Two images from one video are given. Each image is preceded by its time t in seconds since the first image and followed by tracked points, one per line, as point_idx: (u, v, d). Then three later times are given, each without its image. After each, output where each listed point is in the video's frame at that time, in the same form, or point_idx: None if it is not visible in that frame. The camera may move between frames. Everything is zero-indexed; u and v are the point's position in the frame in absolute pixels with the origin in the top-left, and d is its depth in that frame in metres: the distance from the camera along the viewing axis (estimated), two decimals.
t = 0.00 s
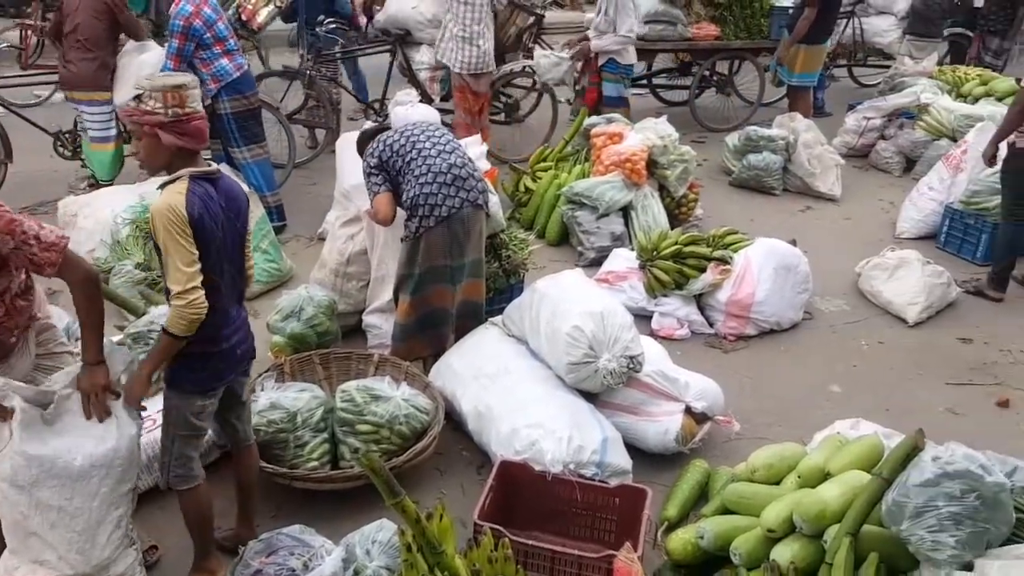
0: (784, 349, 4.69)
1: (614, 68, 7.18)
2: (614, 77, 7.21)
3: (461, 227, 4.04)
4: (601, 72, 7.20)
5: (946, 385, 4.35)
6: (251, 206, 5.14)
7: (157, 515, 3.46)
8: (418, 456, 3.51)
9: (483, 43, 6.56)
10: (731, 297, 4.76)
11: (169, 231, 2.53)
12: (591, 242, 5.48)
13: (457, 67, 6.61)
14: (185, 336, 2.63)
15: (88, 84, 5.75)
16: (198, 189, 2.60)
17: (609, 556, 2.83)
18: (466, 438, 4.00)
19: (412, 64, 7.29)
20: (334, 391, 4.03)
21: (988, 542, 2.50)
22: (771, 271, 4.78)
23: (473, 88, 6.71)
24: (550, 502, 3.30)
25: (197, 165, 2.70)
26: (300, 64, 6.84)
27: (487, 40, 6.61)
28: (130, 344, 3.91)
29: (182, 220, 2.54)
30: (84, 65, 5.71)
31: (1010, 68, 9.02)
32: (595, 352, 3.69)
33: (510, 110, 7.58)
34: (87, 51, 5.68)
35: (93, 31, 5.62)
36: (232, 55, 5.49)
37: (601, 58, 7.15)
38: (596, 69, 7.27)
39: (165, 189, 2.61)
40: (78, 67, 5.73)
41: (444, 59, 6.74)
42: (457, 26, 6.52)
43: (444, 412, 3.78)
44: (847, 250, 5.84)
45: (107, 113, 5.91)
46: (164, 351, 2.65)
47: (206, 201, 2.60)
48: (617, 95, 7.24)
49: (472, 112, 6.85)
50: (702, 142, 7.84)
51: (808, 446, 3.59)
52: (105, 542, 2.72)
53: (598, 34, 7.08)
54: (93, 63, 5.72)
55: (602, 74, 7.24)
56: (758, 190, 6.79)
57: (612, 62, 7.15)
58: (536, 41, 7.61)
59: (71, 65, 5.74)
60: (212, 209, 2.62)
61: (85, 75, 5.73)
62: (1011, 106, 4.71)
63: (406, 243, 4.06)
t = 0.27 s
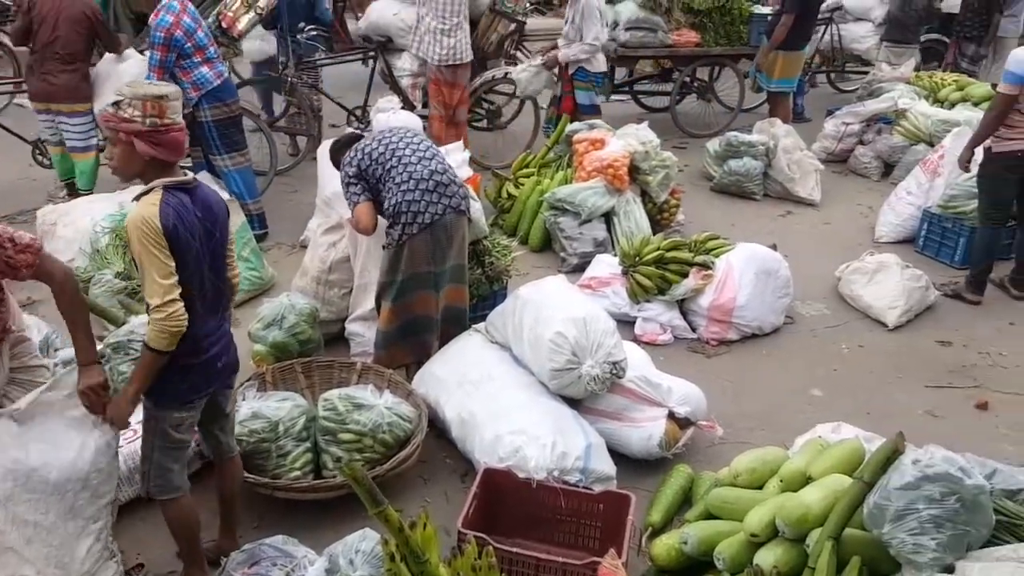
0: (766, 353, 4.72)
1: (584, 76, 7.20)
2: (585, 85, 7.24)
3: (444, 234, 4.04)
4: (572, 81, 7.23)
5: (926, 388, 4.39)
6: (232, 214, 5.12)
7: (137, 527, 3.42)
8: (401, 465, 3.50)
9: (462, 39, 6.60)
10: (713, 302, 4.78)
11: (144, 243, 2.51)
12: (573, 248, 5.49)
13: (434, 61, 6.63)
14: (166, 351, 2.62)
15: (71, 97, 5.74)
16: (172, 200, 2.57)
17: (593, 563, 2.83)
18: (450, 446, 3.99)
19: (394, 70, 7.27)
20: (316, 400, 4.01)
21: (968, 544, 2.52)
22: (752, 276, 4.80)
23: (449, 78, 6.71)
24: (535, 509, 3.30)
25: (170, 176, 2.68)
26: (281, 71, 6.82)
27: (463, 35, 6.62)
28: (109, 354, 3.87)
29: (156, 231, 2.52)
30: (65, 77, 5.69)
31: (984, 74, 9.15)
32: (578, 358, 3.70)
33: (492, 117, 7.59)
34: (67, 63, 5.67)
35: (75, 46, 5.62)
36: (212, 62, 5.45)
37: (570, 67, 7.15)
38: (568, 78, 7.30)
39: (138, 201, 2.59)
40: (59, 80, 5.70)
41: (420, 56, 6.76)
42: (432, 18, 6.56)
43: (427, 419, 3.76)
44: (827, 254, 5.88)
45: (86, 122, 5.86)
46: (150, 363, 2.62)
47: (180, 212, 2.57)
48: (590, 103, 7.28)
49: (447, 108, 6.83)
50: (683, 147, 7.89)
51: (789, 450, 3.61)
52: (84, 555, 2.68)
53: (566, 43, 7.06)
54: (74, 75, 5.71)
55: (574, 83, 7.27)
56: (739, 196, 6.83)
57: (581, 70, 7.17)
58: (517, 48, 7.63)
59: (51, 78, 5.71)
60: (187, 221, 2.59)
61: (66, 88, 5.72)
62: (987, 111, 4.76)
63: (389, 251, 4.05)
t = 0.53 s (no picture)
0: (747, 361, 4.74)
1: (546, 85, 7.23)
2: (546, 94, 7.29)
3: (425, 245, 4.04)
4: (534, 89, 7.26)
5: (905, 395, 4.43)
6: (211, 226, 5.09)
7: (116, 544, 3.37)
8: (383, 478, 3.48)
9: (441, 46, 6.63)
10: (693, 311, 4.81)
11: (114, 269, 2.49)
12: (555, 257, 5.50)
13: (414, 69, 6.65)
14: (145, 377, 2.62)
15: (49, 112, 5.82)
16: (140, 222, 2.54)
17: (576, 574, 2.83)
18: (432, 458, 3.97)
19: (373, 82, 7.27)
20: (297, 413, 3.98)
21: (947, 549, 2.54)
22: (731, 285, 4.83)
23: (428, 87, 6.74)
24: (517, 521, 3.29)
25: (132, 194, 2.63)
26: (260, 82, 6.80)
27: (442, 42, 6.64)
28: (88, 369, 3.84)
29: (125, 256, 2.50)
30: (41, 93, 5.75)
31: (957, 84, 9.31)
32: (560, 369, 3.70)
33: (472, 127, 7.61)
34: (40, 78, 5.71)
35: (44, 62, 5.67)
36: (191, 75, 5.43)
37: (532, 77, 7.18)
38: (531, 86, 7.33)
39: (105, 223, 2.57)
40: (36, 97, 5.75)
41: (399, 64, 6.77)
42: (409, 26, 6.58)
43: (409, 431, 3.75)
44: (806, 262, 5.94)
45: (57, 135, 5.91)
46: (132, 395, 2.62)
47: (147, 233, 2.54)
48: (551, 113, 7.36)
49: (428, 116, 6.86)
50: (663, 157, 7.94)
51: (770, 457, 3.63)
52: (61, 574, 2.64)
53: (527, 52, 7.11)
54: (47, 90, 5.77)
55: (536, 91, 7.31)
56: (718, 205, 6.88)
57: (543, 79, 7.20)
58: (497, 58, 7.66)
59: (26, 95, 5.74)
60: (155, 243, 2.56)
61: (42, 103, 5.77)
62: (960, 120, 4.82)
63: (370, 264, 4.04)
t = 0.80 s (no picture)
0: (737, 369, 4.75)
1: (520, 96, 7.04)
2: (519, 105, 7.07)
3: (416, 256, 4.04)
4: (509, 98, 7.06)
5: (895, 401, 4.45)
6: (200, 240, 5.07)
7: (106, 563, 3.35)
8: (374, 491, 3.47)
9: (431, 61, 6.64)
10: (684, 320, 4.82)
11: (74, 296, 2.48)
12: (545, 268, 5.51)
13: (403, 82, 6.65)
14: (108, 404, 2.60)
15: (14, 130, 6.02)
16: (103, 246, 2.51)
17: None
18: (424, 470, 3.96)
19: (362, 95, 7.27)
20: (287, 427, 3.97)
21: (939, 556, 2.55)
22: (721, 293, 4.85)
23: (418, 100, 6.75)
24: (510, 533, 3.28)
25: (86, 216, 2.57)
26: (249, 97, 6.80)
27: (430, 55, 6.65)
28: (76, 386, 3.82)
29: (85, 282, 2.47)
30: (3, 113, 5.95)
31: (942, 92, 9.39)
32: (551, 379, 3.70)
33: (461, 139, 7.62)
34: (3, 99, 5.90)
35: (2, 83, 5.82)
36: (180, 91, 5.43)
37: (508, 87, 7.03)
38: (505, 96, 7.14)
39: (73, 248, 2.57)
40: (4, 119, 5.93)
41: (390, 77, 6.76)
42: (399, 41, 6.59)
43: (401, 444, 3.74)
44: (796, 270, 5.96)
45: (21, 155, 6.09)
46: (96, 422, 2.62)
47: (113, 255, 2.51)
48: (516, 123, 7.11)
49: (418, 130, 6.87)
50: (652, 167, 7.98)
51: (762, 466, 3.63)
52: None
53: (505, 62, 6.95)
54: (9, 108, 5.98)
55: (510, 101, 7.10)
56: (707, 214, 6.91)
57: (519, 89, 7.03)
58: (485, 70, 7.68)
59: None
60: (122, 267, 2.53)
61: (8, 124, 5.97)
62: (944, 127, 4.86)
63: (360, 278, 4.03)
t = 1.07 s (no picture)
0: (729, 378, 4.76)
1: (501, 109, 7.03)
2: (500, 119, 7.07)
3: (404, 270, 4.04)
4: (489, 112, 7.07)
5: (886, 407, 4.46)
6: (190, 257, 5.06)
7: None
8: (367, 506, 3.45)
9: (419, 76, 6.66)
10: (675, 329, 4.83)
11: (49, 310, 2.48)
12: (536, 279, 5.52)
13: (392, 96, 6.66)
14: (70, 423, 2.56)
15: None
16: (83, 262, 2.51)
17: None
18: (417, 484, 3.95)
19: (352, 110, 7.30)
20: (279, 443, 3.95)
21: (932, 562, 2.55)
22: (712, 302, 4.86)
23: (406, 114, 6.76)
24: (504, 546, 3.26)
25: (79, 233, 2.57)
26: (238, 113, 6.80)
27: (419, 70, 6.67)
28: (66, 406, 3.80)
29: (61, 297, 2.48)
30: None
31: (927, 99, 9.47)
32: (543, 391, 3.69)
33: (450, 152, 7.63)
34: None
35: None
36: (170, 107, 5.43)
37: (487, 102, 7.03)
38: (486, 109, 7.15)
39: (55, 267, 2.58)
40: None
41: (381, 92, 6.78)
42: (387, 56, 6.60)
43: (393, 458, 3.73)
44: (785, 278, 5.99)
45: None
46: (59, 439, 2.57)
47: (90, 272, 2.50)
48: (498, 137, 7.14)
49: (407, 145, 6.88)
50: (641, 177, 8.00)
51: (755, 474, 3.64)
52: None
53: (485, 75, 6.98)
54: None
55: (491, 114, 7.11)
56: (697, 223, 6.93)
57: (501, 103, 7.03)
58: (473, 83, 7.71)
59: None
60: (100, 284, 2.51)
61: None
62: (930, 135, 4.88)
63: (348, 293, 4.02)
